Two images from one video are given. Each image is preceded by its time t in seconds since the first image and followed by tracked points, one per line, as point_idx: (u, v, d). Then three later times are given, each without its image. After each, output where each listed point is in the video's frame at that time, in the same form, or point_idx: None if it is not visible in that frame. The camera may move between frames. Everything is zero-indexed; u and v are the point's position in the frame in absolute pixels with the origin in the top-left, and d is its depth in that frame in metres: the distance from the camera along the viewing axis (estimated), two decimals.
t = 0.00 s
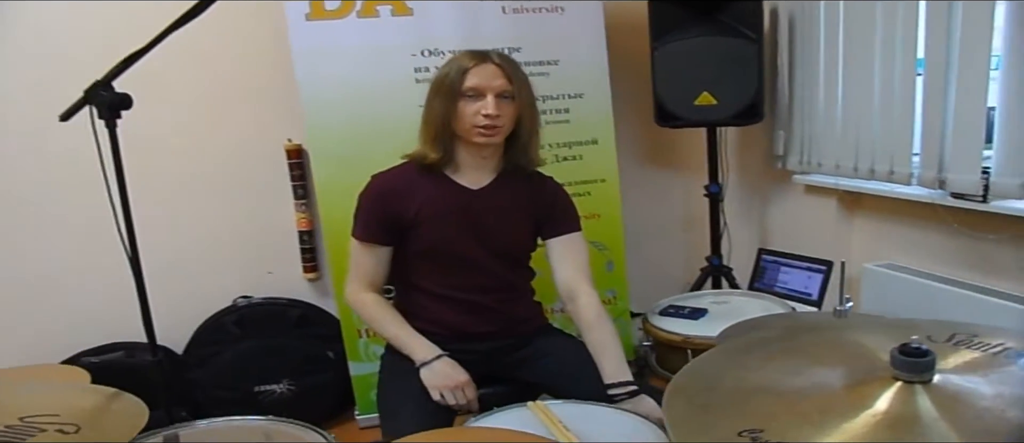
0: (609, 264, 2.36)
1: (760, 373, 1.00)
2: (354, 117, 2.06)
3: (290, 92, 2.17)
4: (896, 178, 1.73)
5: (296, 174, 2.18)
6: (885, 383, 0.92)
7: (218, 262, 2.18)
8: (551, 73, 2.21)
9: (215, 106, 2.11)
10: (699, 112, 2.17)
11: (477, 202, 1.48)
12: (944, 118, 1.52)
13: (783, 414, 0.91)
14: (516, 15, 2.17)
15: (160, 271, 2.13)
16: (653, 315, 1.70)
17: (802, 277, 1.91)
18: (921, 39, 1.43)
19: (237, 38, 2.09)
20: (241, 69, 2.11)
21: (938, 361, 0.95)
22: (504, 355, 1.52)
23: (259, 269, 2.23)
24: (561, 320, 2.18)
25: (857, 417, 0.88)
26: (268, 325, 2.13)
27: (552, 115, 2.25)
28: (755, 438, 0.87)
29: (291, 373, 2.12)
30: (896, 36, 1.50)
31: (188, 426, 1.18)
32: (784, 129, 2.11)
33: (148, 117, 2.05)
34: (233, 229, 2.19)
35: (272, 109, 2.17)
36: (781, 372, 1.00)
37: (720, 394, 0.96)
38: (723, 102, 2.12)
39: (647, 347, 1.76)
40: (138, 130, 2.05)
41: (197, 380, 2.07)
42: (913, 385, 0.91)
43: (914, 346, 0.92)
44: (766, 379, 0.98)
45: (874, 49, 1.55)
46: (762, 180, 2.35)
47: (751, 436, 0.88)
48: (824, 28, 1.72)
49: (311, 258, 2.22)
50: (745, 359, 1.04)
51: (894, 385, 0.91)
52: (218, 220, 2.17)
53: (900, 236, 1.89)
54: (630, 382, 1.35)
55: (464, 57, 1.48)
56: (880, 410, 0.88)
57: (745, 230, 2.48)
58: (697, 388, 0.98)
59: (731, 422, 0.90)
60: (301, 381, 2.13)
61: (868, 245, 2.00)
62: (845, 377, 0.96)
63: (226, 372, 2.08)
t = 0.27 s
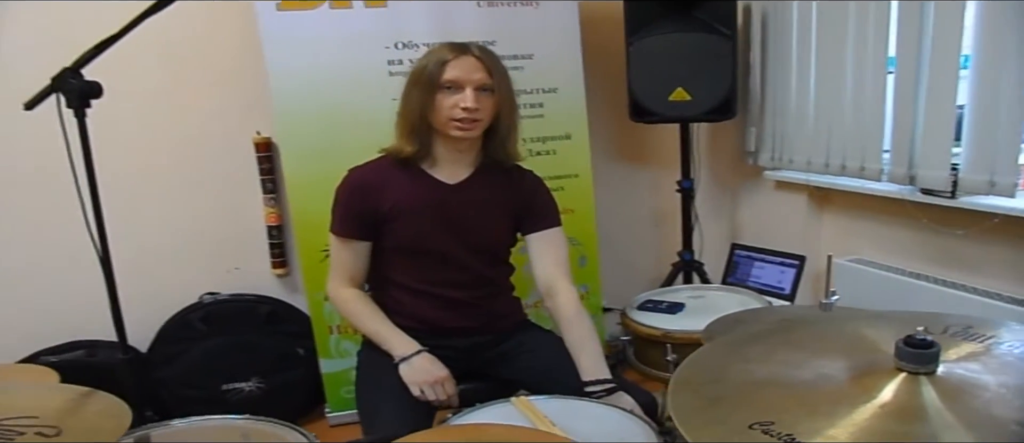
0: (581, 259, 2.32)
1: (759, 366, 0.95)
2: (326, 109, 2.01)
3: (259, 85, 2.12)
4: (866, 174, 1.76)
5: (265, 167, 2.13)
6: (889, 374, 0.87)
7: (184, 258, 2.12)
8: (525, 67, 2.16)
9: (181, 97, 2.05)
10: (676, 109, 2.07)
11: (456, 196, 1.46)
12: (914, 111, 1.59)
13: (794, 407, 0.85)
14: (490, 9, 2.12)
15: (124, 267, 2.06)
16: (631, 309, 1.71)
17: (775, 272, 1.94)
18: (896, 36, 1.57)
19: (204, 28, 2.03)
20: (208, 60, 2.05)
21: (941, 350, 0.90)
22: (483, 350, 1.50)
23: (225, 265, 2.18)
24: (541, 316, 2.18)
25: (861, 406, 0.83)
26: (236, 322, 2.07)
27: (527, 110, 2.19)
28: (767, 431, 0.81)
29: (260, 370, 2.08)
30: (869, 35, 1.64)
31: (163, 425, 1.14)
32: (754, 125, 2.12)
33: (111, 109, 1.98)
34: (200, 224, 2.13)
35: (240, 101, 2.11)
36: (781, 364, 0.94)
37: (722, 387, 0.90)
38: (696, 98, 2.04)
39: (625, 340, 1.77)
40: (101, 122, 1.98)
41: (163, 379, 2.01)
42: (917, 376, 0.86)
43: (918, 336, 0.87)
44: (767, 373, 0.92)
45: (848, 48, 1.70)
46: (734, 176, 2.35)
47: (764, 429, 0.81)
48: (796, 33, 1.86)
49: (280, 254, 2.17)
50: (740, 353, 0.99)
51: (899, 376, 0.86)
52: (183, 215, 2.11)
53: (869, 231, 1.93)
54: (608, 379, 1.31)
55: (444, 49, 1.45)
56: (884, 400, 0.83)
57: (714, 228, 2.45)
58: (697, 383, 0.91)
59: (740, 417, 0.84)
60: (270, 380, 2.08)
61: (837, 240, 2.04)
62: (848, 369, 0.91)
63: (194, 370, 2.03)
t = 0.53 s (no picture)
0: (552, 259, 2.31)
1: (747, 366, 0.95)
2: (295, 106, 1.97)
3: (226, 80, 2.07)
4: (834, 177, 1.79)
5: (232, 165, 2.08)
6: (876, 372, 0.88)
7: (147, 257, 2.07)
8: (497, 67, 2.15)
9: (146, 92, 1.99)
10: (648, 110, 2.07)
11: (432, 194, 1.44)
12: (882, 116, 1.65)
13: (784, 406, 0.85)
14: (464, 8, 2.10)
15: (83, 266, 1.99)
16: (604, 308, 1.71)
17: (744, 273, 1.96)
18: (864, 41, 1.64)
19: (171, 22, 1.98)
20: (173, 54, 2.00)
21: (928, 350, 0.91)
22: (459, 350, 1.49)
23: (189, 264, 2.12)
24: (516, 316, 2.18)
25: (850, 403, 0.84)
26: (201, 322, 2.01)
27: (500, 110, 2.18)
28: (760, 430, 0.81)
29: (226, 372, 2.03)
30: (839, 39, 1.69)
31: (130, 429, 1.10)
32: (724, 127, 2.10)
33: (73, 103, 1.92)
34: (164, 222, 2.07)
35: (207, 97, 2.06)
36: (769, 364, 0.95)
37: (712, 387, 0.90)
38: (668, 100, 2.05)
39: (597, 340, 1.77)
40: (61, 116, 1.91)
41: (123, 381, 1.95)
42: (905, 375, 0.86)
43: (905, 335, 0.88)
44: (756, 372, 0.93)
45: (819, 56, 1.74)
46: (704, 176, 2.37)
47: (756, 428, 0.81)
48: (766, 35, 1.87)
49: (247, 253, 2.12)
50: (728, 353, 0.99)
51: (886, 374, 0.87)
52: (147, 212, 2.05)
53: (837, 232, 1.96)
54: (583, 375, 1.31)
55: (417, 46, 1.43)
56: (873, 398, 0.84)
57: (682, 232, 2.46)
58: (686, 383, 0.91)
59: (732, 416, 0.84)
60: (235, 381, 2.04)
61: (805, 241, 2.07)
62: (835, 367, 0.92)
63: (157, 372, 1.97)
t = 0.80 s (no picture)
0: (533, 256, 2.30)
1: (738, 363, 0.95)
2: (276, 100, 1.94)
3: (206, 73, 2.03)
4: (815, 177, 1.80)
5: (211, 160, 2.05)
6: (866, 370, 0.89)
7: (123, 252, 2.03)
8: (481, 64, 2.14)
9: (122, 85, 1.95)
10: (631, 109, 2.08)
11: (419, 190, 1.43)
12: (864, 116, 1.67)
13: (775, 402, 0.85)
14: (448, 4, 2.08)
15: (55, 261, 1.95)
16: (587, 306, 1.71)
17: (725, 272, 1.97)
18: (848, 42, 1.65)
19: (150, 13, 1.94)
20: (151, 46, 1.96)
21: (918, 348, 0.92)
22: (444, 348, 1.48)
23: (166, 261, 2.09)
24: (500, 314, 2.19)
25: (841, 400, 0.84)
26: (178, 319, 1.98)
27: (483, 107, 2.16)
28: (753, 428, 0.81)
29: (203, 369, 2.00)
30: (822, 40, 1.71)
31: (107, 427, 1.08)
32: (707, 126, 2.11)
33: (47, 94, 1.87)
34: (139, 217, 2.03)
35: (185, 90, 2.02)
36: (760, 361, 0.95)
37: (703, 384, 0.90)
38: (652, 99, 2.05)
39: (579, 338, 1.77)
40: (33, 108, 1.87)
41: (97, 379, 1.91)
42: (895, 373, 0.87)
43: (896, 334, 0.89)
44: (747, 369, 0.93)
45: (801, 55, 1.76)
46: (684, 178, 2.36)
47: (750, 426, 0.81)
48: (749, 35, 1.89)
49: (224, 249, 2.09)
50: (719, 350, 0.99)
51: (877, 372, 0.88)
52: (123, 207, 2.01)
53: (816, 232, 1.98)
54: (546, 359, 1.37)
55: (406, 42, 1.40)
56: (864, 396, 0.84)
57: (664, 229, 2.47)
58: (677, 381, 0.91)
59: (723, 412, 0.84)
60: (212, 380, 2.01)
61: (784, 240, 2.08)
62: (826, 364, 0.93)
63: (132, 369, 1.94)
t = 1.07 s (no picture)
0: (521, 258, 2.30)
1: (733, 365, 0.95)
2: (265, 98, 1.92)
3: (193, 70, 2.01)
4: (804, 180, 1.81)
5: (197, 158, 2.02)
6: (862, 372, 0.89)
7: (107, 251, 2.00)
8: (471, 64, 2.13)
9: (107, 81, 1.92)
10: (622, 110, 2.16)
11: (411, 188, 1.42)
12: (852, 123, 1.64)
13: (772, 404, 0.85)
14: (439, 3, 2.07)
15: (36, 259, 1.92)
16: (576, 307, 1.70)
17: (713, 274, 1.97)
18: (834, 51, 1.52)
19: (138, 8, 1.92)
20: (137, 43, 1.94)
21: (913, 350, 0.93)
22: (435, 351, 1.46)
23: (150, 260, 2.06)
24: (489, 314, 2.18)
25: (837, 402, 0.84)
26: (161, 319, 1.96)
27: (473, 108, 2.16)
28: (751, 431, 0.81)
29: (187, 370, 1.98)
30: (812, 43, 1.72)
31: (90, 429, 1.06)
32: (695, 130, 2.11)
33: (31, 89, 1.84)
34: (124, 215, 2.01)
35: (172, 87, 2.00)
36: (755, 363, 0.95)
37: (699, 386, 0.90)
38: (640, 101, 2.12)
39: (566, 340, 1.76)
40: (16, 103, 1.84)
41: (77, 379, 1.88)
42: (891, 376, 0.87)
43: (891, 336, 0.89)
44: (743, 371, 0.93)
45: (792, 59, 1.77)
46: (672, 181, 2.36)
47: (747, 429, 0.81)
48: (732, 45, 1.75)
49: (210, 248, 2.07)
50: (713, 352, 0.99)
51: (872, 375, 0.88)
52: (107, 205, 1.98)
53: (804, 235, 1.98)
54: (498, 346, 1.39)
55: (405, 42, 1.38)
56: (860, 398, 0.85)
57: (653, 231, 2.48)
58: (673, 383, 0.91)
59: (719, 414, 0.84)
60: (196, 380, 1.98)
61: (772, 243, 2.09)
62: (821, 367, 0.93)
63: (115, 369, 1.91)
